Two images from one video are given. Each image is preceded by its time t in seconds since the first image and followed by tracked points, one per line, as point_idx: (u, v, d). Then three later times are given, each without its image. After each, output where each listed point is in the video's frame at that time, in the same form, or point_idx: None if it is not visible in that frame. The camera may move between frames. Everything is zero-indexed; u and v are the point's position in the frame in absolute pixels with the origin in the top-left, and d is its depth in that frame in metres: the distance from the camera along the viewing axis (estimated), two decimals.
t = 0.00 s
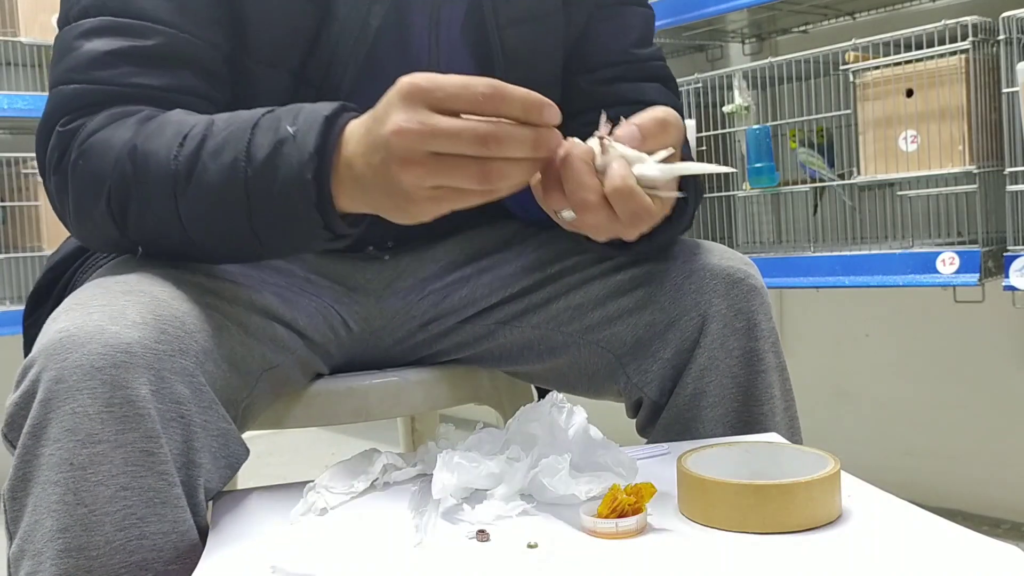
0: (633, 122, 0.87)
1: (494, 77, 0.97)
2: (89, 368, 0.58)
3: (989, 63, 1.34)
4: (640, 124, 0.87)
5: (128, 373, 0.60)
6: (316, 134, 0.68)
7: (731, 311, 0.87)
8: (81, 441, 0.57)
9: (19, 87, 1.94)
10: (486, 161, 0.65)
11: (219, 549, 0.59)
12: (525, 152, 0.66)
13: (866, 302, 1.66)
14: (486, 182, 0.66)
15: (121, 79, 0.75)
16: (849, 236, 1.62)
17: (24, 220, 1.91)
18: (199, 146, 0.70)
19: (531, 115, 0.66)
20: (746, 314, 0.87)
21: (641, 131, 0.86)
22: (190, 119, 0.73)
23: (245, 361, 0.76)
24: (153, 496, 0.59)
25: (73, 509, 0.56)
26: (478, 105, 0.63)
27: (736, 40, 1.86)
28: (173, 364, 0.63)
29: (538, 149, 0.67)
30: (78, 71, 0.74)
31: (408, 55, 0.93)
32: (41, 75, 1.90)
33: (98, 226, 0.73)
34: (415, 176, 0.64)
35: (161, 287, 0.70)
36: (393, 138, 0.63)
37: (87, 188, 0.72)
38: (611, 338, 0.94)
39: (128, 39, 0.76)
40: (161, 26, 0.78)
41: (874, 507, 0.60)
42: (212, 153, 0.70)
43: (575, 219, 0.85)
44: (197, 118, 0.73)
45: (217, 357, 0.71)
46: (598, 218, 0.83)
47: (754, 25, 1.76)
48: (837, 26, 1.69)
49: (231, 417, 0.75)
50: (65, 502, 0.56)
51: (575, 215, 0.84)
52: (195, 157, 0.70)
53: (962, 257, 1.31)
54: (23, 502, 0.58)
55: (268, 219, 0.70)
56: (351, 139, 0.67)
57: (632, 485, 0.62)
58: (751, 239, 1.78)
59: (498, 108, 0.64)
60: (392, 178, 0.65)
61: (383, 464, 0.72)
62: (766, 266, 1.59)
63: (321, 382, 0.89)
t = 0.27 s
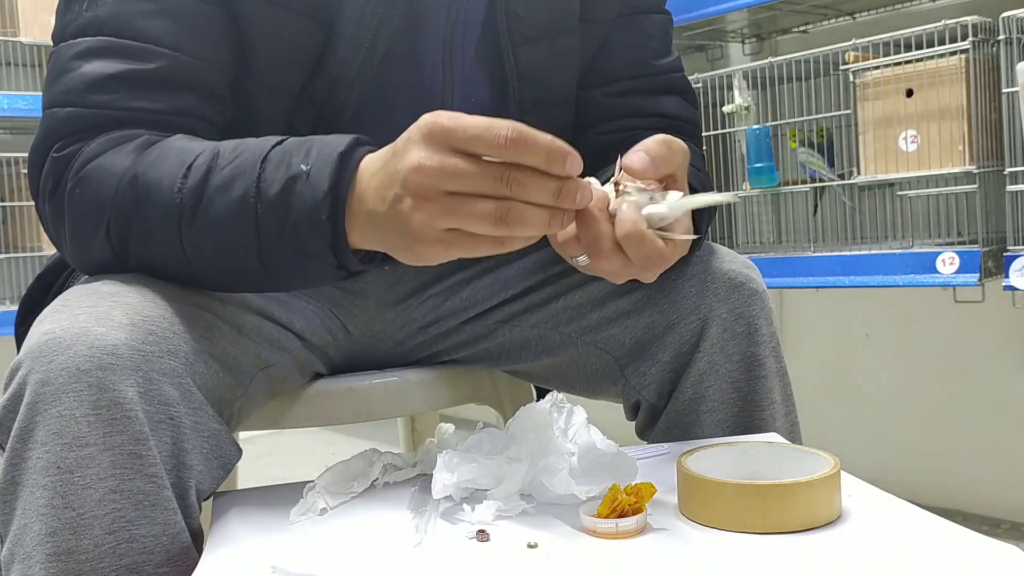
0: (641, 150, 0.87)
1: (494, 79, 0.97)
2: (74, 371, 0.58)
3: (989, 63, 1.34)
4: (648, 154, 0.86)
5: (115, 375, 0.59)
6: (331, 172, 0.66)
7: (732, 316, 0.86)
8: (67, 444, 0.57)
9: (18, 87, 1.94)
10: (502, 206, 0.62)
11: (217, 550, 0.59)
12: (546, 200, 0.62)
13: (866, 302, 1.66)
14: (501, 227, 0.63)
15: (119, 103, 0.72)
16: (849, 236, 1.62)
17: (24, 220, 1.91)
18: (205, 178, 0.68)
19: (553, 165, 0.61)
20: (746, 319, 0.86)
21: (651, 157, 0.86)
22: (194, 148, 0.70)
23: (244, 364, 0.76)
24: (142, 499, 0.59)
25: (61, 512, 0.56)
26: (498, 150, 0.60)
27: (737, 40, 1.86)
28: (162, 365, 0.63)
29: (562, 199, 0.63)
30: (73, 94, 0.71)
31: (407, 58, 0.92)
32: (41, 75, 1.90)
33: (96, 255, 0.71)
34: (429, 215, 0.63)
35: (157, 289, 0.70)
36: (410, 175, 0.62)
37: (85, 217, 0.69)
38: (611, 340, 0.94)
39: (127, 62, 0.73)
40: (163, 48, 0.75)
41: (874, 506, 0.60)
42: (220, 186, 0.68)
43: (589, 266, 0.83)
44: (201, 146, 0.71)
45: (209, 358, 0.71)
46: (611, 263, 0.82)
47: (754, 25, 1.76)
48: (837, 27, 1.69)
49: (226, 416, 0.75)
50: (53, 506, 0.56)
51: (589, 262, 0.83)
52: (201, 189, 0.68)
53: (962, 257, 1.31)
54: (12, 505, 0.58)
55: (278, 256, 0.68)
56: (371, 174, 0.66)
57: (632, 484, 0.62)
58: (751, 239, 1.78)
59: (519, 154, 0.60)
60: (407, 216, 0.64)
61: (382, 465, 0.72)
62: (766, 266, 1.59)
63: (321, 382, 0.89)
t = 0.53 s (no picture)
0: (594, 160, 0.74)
1: (492, 80, 0.97)
2: (79, 370, 0.58)
3: (989, 63, 1.34)
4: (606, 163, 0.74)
5: (119, 375, 0.59)
6: (322, 184, 0.66)
7: (731, 316, 0.86)
8: (71, 444, 0.57)
9: (18, 86, 1.93)
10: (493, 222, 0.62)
11: (218, 549, 0.59)
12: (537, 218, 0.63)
13: (866, 302, 1.66)
14: (487, 247, 0.62)
15: (111, 114, 0.72)
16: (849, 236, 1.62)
17: (24, 220, 1.91)
18: (197, 190, 0.68)
19: (552, 182, 0.64)
20: (745, 319, 0.86)
21: (606, 167, 0.74)
22: (186, 158, 0.70)
23: (243, 364, 0.76)
24: (146, 499, 0.59)
25: (65, 512, 0.56)
26: (501, 166, 0.63)
27: (736, 40, 1.86)
28: (165, 365, 0.63)
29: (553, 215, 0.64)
30: (65, 106, 0.71)
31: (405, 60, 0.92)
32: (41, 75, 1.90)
33: (91, 266, 0.71)
34: (418, 230, 0.63)
35: (157, 288, 0.70)
36: (404, 188, 0.62)
37: (80, 229, 0.69)
38: (610, 340, 0.94)
39: (119, 73, 0.72)
40: (154, 58, 0.75)
41: (874, 507, 0.60)
42: (211, 198, 0.68)
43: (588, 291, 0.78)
44: (193, 156, 0.70)
45: (213, 357, 0.71)
46: (602, 280, 0.75)
47: (754, 25, 1.76)
48: (837, 27, 1.69)
49: (231, 414, 0.75)
50: (57, 505, 0.56)
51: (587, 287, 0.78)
52: (194, 200, 0.68)
53: (962, 257, 1.31)
54: (16, 505, 0.58)
55: (271, 267, 0.68)
56: (359, 189, 0.66)
57: (632, 484, 0.62)
58: (751, 239, 1.78)
59: (519, 168, 0.63)
60: (396, 229, 0.63)
61: (382, 464, 0.72)
62: (766, 266, 1.59)
63: (321, 381, 0.89)
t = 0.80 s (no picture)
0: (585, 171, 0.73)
1: (491, 80, 0.97)
2: (79, 370, 0.58)
3: (989, 64, 1.34)
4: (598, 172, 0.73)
5: (119, 375, 0.59)
6: (319, 184, 0.66)
7: (731, 315, 0.86)
8: (72, 444, 0.57)
9: (18, 86, 1.93)
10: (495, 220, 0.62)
11: (218, 549, 0.59)
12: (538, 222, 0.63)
13: (866, 302, 1.66)
14: (488, 248, 0.62)
15: (109, 115, 0.72)
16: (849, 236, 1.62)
17: (25, 220, 1.91)
18: (195, 190, 0.68)
19: (552, 190, 0.64)
20: (746, 318, 0.86)
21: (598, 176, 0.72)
22: (184, 159, 0.70)
23: (244, 364, 0.76)
24: (146, 499, 0.59)
25: (65, 512, 0.56)
26: (505, 171, 0.63)
27: (736, 40, 1.86)
28: (166, 365, 0.63)
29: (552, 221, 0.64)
30: (63, 106, 0.71)
31: (404, 61, 0.92)
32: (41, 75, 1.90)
33: (90, 267, 0.71)
34: (419, 227, 0.63)
35: (156, 288, 0.70)
36: (408, 185, 0.62)
37: (77, 231, 0.69)
38: (610, 340, 0.94)
39: (116, 74, 0.72)
40: (152, 59, 0.75)
41: (874, 506, 0.60)
42: (209, 198, 0.68)
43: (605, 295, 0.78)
44: (190, 157, 0.71)
45: (214, 357, 0.71)
46: (610, 280, 0.74)
47: (753, 25, 1.77)
48: (837, 27, 1.69)
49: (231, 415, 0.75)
50: (57, 505, 0.56)
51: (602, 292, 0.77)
52: (191, 201, 0.68)
53: (962, 257, 1.31)
54: (16, 505, 0.58)
55: (268, 268, 0.68)
56: (359, 188, 0.66)
57: (632, 484, 0.62)
58: (751, 239, 1.78)
59: (523, 176, 0.63)
60: (397, 226, 0.63)
61: (382, 464, 0.72)
62: (766, 266, 1.59)
63: (321, 382, 0.89)
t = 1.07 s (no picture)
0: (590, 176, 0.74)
1: (492, 80, 0.97)
2: (82, 370, 0.58)
3: (989, 63, 1.34)
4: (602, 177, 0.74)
5: (122, 375, 0.59)
6: (322, 186, 0.66)
7: (733, 315, 0.87)
8: (75, 443, 0.57)
9: (18, 86, 1.93)
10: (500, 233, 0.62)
11: (220, 549, 0.59)
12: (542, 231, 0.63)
13: (866, 302, 1.66)
14: (493, 259, 0.62)
15: (111, 115, 0.72)
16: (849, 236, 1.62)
17: (24, 220, 1.92)
18: (197, 192, 0.68)
19: (556, 198, 0.64)
20: (747, 318, 0.87)
21: (603, 181, 0.73)
22: (186, 160, 0.70)
23: (245, 364, 0.76)
24: (148, 499, 0.59)
25: (68, 511, 0.56)
26: (509, 181, 0.63)
27: (736, 40, 1.86)
28: (169, 365, 0.63)
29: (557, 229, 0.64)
30: (65, 107, 0.71)
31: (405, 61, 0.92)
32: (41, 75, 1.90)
33: (92, 268, 0.71)
34: (424, 238, 0.63)
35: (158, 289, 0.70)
36: (412, 197, 0.62)
37: (80, 231, 0.69)
38: (611, 340, 0.94)
39: (118, 74, 0.72)
40: (153, 59, 0.75)
41: (874, 506, 0.60)
42: (211, 200, 0.68)
43: (612, 295, 0.79)
44: (193, 158, 0.71)
45: (216, 356, 0.71)
46: (618, 278, 0.74)
47: (754, 25, 1.77)
48: (837, 27, 1.69)
49: (233, 416, 0.75)
50: (60, 505, 0.56)
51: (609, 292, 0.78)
52: (194, 202, 0.68)
53: (962, 257, 1.31)
54: (19, 504, 0.58)
55: (271, 269, 0.68)
56: (361, 196, 0.66)
57: (632, 484, 0.62)
58: (751, 239, 1.78)
59: (527, 184, 0.63)
60: (401, 236, 0.63)
61: (382, 464, 0.72)
62: (766, 266, 1.59)
63: (321, 382, 0.89)
